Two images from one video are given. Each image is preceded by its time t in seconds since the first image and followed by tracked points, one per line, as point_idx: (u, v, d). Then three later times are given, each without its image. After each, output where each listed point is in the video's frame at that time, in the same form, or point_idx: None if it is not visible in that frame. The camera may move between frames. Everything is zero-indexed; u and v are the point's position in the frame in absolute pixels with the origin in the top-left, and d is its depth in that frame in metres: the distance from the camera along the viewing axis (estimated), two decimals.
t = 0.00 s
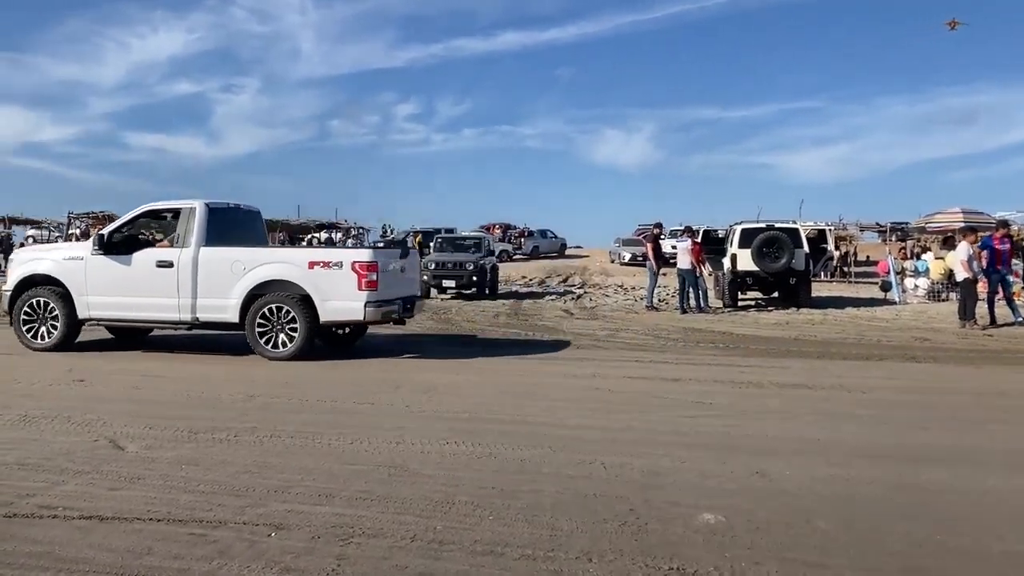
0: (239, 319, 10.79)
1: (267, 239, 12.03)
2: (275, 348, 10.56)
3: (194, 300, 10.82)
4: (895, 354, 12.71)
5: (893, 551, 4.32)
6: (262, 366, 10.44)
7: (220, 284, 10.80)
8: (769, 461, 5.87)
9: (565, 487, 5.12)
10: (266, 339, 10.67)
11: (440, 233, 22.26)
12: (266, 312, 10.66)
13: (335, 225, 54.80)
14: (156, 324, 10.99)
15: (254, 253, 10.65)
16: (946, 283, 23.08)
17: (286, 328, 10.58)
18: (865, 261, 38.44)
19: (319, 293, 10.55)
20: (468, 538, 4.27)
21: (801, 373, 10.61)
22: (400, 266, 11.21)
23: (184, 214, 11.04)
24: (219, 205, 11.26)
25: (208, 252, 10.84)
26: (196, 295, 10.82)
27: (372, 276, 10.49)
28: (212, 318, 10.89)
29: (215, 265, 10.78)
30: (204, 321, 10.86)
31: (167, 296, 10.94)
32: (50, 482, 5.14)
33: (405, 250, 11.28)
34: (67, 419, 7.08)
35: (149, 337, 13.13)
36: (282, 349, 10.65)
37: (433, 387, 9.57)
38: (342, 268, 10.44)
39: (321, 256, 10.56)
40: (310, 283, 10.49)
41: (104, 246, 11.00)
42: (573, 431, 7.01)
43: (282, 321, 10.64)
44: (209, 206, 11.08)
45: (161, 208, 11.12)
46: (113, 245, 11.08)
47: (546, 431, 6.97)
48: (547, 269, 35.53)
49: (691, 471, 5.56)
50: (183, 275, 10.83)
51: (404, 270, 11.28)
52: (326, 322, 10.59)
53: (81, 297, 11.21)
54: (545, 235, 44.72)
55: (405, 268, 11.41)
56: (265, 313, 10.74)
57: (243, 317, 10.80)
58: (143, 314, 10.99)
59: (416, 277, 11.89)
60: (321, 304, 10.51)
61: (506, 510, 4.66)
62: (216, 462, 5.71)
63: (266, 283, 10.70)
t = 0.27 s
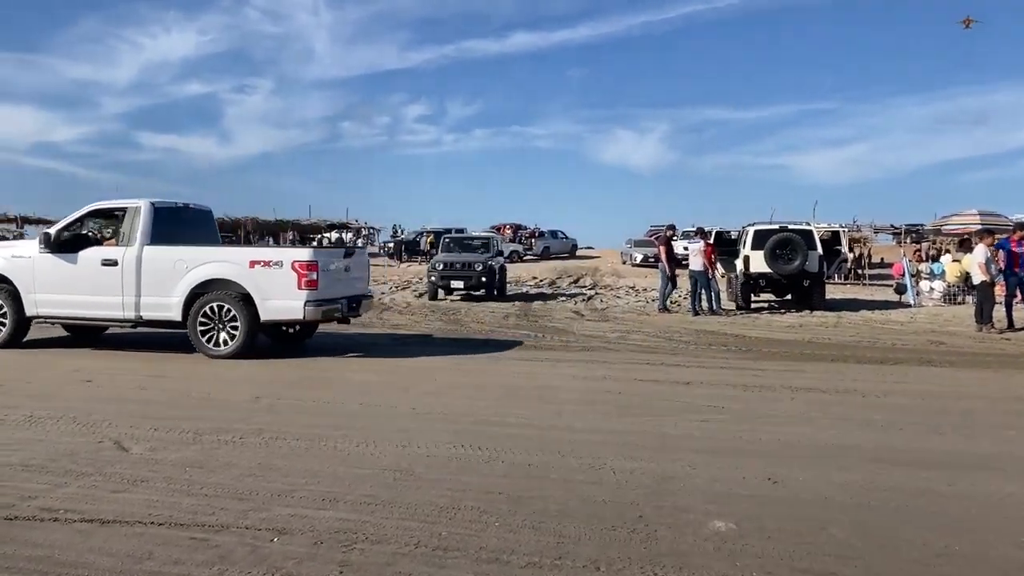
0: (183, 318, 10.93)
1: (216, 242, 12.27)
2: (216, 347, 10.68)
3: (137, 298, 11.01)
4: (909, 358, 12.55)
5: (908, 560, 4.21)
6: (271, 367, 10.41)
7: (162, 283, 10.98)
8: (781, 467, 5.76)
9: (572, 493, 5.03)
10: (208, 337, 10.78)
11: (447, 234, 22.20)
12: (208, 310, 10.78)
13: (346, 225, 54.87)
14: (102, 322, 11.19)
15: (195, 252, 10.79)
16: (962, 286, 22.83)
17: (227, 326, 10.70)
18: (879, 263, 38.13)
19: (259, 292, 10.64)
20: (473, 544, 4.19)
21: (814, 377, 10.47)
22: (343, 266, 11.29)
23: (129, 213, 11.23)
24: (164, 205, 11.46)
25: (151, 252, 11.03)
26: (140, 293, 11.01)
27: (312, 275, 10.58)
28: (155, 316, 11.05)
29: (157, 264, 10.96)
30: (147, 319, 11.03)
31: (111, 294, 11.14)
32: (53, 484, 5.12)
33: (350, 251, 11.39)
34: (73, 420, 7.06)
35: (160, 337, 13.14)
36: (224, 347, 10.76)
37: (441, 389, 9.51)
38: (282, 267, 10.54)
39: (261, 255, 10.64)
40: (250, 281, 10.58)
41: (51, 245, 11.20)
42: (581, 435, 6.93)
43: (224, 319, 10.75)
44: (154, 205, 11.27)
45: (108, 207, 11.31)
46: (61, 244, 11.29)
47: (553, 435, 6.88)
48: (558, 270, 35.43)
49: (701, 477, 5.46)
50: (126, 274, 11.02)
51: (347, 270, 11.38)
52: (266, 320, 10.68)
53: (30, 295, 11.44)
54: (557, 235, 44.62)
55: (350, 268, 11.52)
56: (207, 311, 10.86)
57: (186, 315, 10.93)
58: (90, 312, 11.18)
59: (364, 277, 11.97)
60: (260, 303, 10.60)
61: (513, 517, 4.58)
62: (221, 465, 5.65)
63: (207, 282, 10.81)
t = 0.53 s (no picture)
0: (137, 319, 11.07)
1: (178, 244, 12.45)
2: (167, 348, 10.79)
3: (92, 299, 11.15)
4: (927, 364, 12.41)
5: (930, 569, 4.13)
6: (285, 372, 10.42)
7: (116, 284, 11.11)
8: (799, 474, 5.69)
9: (587, 499, 4.98)
10: (160, 338, 10.91)
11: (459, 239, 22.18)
12: (160, 312, 10.91)
13: (360, 230, 55.05)
14: (59, 323, 11.35)
15: (146, 253, 10.93)
16: (980, 292, 22.59)
17: (179, 327, 10.81)
18: (896, 269, 37.82)
19: (209, 294, 10.78)
20: (487, 550, 4.14)
21: (831, 383, 10.37)
22: (297, 268, 11.43)
23: (85, 215, 11.37)
24: (120, 207, 11.60)
25: (106, 253, 11.17)
26: (94, 295, 11.15)
27: (261, 277, 10.71)
28: (110, 317, 11.20)
29: (111, 265, 11.11)
30: (102, 319, 11.17)
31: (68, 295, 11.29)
32: (66, 487, 5.12)
33: (303, 254, 11.51)
34: (87, 423, 7.07)
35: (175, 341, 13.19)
36: (176, 349, 10.87)
37: (455, 393, 9.47)
38: (232, 269, 10.68)
39: (211, 257, 10.79)
40: (200, 283, 10.72)
41: (11, 247, 11.40)
42: (595, 440, 6.88)
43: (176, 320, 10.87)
44: (109, 208, 11.41)
45: (65, 210, 11.46)
46: (21, 246, 11.49)
47: (567, 441, 6.84)
48: (572, 275, 35.37)
49: (717, 483, 5.40)
50: (81, 275, 11.16)
51: (301, 273, 11.50)
52: (217, 322, 10.81)
53: None
54: (570, 241, 44.56)
55: (304, 271, 11.65)
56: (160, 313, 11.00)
57: (140, 317, 11.08)
58: (48, 313, 11.33)
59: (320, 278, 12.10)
60: (211, 304, 10.74)
61: (527, 522, 4.53)
62: (234, 469, 5.64)
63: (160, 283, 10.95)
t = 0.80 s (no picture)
0: (91, 320, 11.14)
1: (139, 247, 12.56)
2: (121, 349, 10.84)
3: (48, 301, 11.21)
4: (944, 371, 12.27)
5: None
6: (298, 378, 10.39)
7: (71, 287, 11.16)
8: (820, 482, 5.60)
9: (605, 506, 4.91)
10: (114, 339, 10.96)
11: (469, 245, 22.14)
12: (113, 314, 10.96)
13: (371, 235, 55.14)
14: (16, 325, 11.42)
15: (100, 256, 10.99)
16: (995, 298, 22.38)
17: (132, 330, 10.86)
18: (909, 275, 37.56)
19: (162, 296, 10.82)
20: (505, 559, 4.08)
21: (847, 390, 10.25)
22: (250, 271, 11.45)
23: (43, 219, 11.42)
24: (79, 211, 11.64)
25: (62, 256, 11.23)
26: (51, 296, 11.20)
27: (213, 280, 10.74)
28: (66, 319, 11.26)
29: (67, 268, 11.16)
30: (58, 321, 11.24)
31: (26, 297, 11.35)
32: (79, 492, 5.10)
33: (257, 257, 11.54)
34: (100, 428, 7.06)
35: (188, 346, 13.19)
36: (129, 350, 10.92)
37: (467, 399, 9.42)
38: (183, 272, 10.71)
39: (163, 260, 10.83)
40: (152, 286, 10.76)
41: None
42: (611, 447, 6.81)
43: (129, 322, 10.92)
44: (67, 211, 11.45)
45: (24, 213, 11.50)
46: None
47: (582, 447, 6.76)
48: (583, 280, 35.28)
49: (736, 491, 5.32)
50: (38, 277, 11.22)
51: (254, 276, 11.54)
52: (169, 324, 10.85)
53: None
54: (581, 246, 44.48)
55: (259, 275, 11.69)
56: (113, 315, 11.06)
57: (95, 319, 11.14)
58: (6, 314, 11.41)
59: (275, 281, 12.13)
60: (163, 307, 10.78)
61: (544, 531, 4.46)
62: (247, 475, 5.60)
63: (113, 286, 11.00)
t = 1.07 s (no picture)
0: (46, 323, 11.19)
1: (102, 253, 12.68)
2: (75, 351, 10.91)
3: (5, 304, 11.29)
4: (961, 376, 12.12)
5: None
6: (310, 384, 10.33)
7: (27, 290, 11.23)
8: (845, 490, 5.48)
9: (626, 516, 4.81)
10: (69, 341, 11.03)
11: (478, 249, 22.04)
12: (67, 316, 11.04)
13: (379, 241, 55.15)
14: None
15: (55, 259, 11.07)
16: (1010, 303, 22.16)
17: (86, 332, 10.93)
18: (920, 279, 37.30)
19: (114, 300, 10.88)
20: (526, 570, 3.98)
21: (864, 395, 10.12)
22: (205, 274, 11.51)
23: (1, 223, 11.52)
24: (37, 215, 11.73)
25: (18, 260, 11.31)
26: (8, 300, 11.28)
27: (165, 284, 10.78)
28: (23, 321, 11.33)
29: (23, 272, 11.24)
30: (14, 324, 11.31)
31: None
32: (91, 501, 5.03)
33: (212, 261, 11.61)
34: (111, 434, 6.99)
35: (199, 352, 13.14)
36: (84, 352, 10.99)
37: (480, 405, 9.32)
38: (135, 276, 10.76)
39: (117, 264, 10.89)
40: (105, 290, 10.82)
41: None
42: (628, 454, 6.70)
43: (83, 325, 10.99)
44: (24, 215, 11.54)
45: None
46: None
47: (600, 455, 6.66)
48: (592, 285, 35.15)
49: (759, 500, 5.20)
50: None
51: (209, 280, 11.60)
52: (122, 327, 10.91)
53: None
54: (589, 251, 44.36)
55: (213, 278, 11.76)
56: (69, 317, 11.13)
57: (50, 322, 11.19)
58: None
59: (232, 283, 12.20)
60: (115, 310, 10.83)
61: (565, 541, 4.37)
62: (261, 483, 5.52)
63: (68, 289, 11.07)
